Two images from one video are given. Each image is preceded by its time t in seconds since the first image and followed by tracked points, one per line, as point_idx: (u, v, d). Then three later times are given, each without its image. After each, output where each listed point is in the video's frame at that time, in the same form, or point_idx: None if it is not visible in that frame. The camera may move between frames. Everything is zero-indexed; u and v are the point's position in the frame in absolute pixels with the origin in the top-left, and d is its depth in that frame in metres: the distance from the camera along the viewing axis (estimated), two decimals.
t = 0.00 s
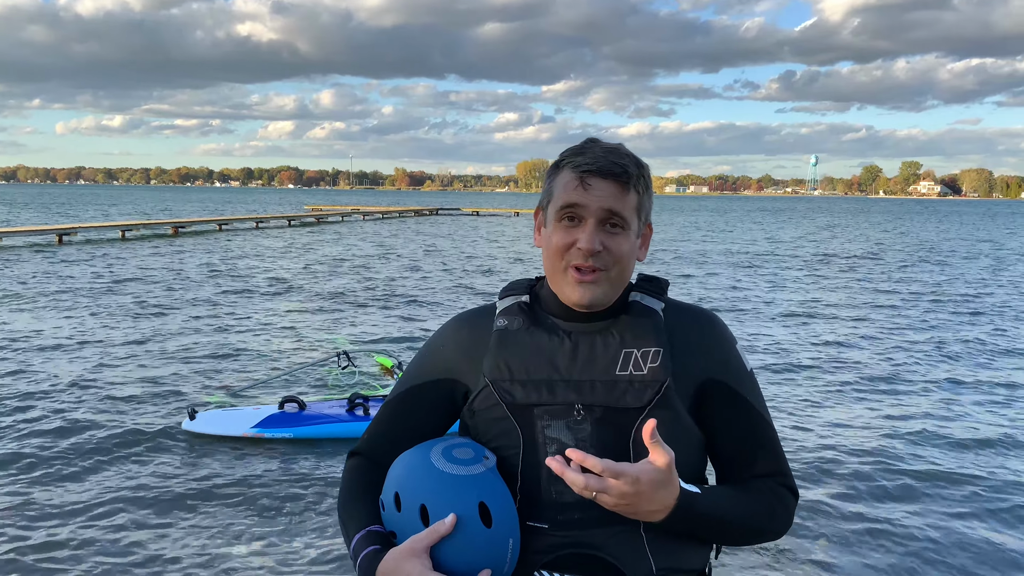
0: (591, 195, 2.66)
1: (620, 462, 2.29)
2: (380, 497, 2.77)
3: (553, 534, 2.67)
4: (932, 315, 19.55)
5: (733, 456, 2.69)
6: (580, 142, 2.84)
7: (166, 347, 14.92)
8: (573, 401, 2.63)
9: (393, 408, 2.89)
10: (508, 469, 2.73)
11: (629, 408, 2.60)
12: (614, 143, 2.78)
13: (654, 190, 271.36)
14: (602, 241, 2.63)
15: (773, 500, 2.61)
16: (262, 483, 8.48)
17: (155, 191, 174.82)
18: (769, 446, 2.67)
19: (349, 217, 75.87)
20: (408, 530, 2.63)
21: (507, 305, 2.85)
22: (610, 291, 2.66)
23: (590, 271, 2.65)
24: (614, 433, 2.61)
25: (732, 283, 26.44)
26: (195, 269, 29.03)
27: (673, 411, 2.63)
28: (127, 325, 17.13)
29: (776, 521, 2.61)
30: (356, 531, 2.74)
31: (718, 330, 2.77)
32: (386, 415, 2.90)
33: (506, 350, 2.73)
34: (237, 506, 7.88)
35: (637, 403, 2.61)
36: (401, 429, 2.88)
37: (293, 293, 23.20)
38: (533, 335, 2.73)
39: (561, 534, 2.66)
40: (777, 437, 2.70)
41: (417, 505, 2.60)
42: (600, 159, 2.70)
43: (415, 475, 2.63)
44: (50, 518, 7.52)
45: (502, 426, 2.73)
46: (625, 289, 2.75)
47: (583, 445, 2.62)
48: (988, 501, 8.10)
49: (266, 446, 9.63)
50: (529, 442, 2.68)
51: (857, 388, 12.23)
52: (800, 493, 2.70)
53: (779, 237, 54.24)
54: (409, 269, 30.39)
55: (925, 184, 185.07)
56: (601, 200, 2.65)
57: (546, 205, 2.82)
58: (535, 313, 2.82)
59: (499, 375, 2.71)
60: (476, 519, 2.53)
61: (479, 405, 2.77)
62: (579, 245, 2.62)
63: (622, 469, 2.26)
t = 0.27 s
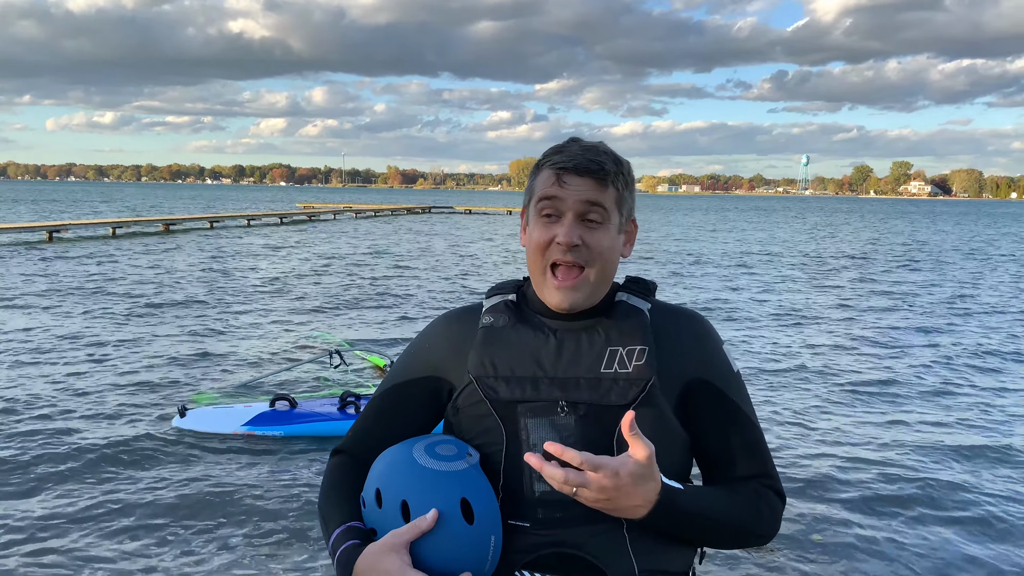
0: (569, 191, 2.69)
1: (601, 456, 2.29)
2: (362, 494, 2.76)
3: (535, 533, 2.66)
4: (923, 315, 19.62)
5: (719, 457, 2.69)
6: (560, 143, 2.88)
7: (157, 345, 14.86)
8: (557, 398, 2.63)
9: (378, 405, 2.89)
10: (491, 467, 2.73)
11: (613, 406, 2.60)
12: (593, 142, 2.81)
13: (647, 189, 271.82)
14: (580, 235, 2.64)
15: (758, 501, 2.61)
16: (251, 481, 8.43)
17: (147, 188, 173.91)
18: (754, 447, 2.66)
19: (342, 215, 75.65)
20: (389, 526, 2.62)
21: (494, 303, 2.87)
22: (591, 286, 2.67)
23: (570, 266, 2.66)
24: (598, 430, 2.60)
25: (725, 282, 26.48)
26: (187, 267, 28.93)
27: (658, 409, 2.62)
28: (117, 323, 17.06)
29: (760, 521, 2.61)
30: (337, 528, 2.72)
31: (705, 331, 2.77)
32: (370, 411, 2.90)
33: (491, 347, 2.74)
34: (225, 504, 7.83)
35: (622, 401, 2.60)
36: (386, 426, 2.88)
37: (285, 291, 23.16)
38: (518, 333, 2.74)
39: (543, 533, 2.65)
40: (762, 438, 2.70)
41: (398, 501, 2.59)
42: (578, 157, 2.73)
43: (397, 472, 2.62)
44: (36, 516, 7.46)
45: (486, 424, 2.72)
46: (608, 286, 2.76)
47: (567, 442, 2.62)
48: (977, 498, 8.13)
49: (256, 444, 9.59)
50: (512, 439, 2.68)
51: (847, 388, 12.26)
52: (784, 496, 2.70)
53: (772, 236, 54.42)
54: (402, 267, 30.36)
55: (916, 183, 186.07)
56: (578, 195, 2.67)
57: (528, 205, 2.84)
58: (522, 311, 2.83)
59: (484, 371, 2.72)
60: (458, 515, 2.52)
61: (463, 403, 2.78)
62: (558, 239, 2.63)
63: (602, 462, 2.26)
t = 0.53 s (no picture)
0: (545, 193, 2.68)
1: (578, 456, 2.29)
2: (340, 499, 2.75)
3: (515, 539, 2.65)
4: (914, 317, 19.72)
5: (703, 460, 2.70)
6: (536, 142, 2.86)
7: (148, 344, 14.80)
8: (537, 401, 2.63)
9: (359, 409, 2.89)
10: (471, 471, 2.72)
11: (595, 409, 2.60)
12: (569, 141, 2.79)
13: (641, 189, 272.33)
14: (559, 237, 2.64)
15: (741, 505, 2.61)
16: (241, 482, 8.40)
17: (140, 185, 173.09)
18: (738, 451, 2.67)
19: (335, 213, 75.43)
20: (367, 531, 2.61)
21: (476, 305, 2.87)
22: (571, 287, 2.67)
23: (549, 268, 2.66)
24: (578, 434, 2.60)
25: (718, 283, 26.56)
26: (179, 265, 28.83)
27: (640, 412, 2.62)
28: (108, 321, 16.98)
29: (744, 526, 2.60)
30: (314, 532, 2.71)
31: (690, 334, 2.78)
32: (351, 415, 2.90)
33: (472, 349, 2.73)
34: (215, 503, 7.80)
35: (603, 404, 2.60)
36: (366, 430, 2.89)
37: (278, 290, 23.10)
38: (499, 334, 2.74)
39: (522, 538, 2.64)
40: (746, 442, 2.71)
41: (376, 505, 2.59)
42: (554, 158, 2.71)
43: (376, 475, 2.62)
44: (23, 515, 7.41)
45: (466, 426, 2.72)
46: (588, 286, 2.76)
47: (548, 446, 2.61)
48: (964, 502, 8.18)
49: (246, 444, 9.55)
50: (492, 443, 2.68)
51: (838, 390, 12.31)
52: (767, 501, 2.71)
53: (766, 237, 54.51)
54: (396, 267, 30.31)
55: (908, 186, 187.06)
56: (555, 197, 2.66)
57: (506, 207, 2.84)
58: (504, 313, 2.83)
59: (464, 374, 2.72)
60: (435, 520, 2.52)
61: (444, 406, 2.77)
62: (537, 242, 2.63)
63: (578, 462, 2.26)
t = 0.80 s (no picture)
0: (530, 197, 2.70)
1: (566, 460, 2.31)
2: (327, 502, 2.76)
3: (502, 541, 2.66)
4: (909, 319, 19.81)
5: (691, 461, 2.73)
6: (520, 143, 2.88)
7: (143, 343, 14.78)
8: (526, 403, 2.65)
9: (346, 411, 2.91)
10: (460, 473, 2.74)
11: (583, 411, 2.62)
12: (553, 142, 2.80)
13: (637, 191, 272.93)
14: (545, 240, 2.66)
15: (729, 506, 2.64)
16: (235, 479, 8.41)
17: (135, 185, 172.67)
18: (726, 452, 2.71)
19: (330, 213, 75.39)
20: (355, 534, 2.62)
21: (463, 307, 2.89)
22: (558, 290, 2.69)
23: (536, 271, 2.69)
24: (567, 436, 2.62)
25: (711, 284, 26.67)
26: (175, 265, 28.77)
27: (628, 414, 2.65)
28: (103, 320, 16.94)
29: (733, 526, 2.63)
30: (301, 536, 2.71)
31: (677, 335, 2.81)
32: (338, 417, 2.92)
33: (460, 351, 2.75)
34: (209, 501, 7.80)
35: (591, 406, 2.62)
36: (353, 431, 2.90)
37: (274, 290, 23.07)
38: (487, 336, 2.75)
39: (510, 540, 2.65)
40: (733, 443, 2.75)
41: (365, 509, 2.60)
42: (537, 160, 2.73)
43: (364, 478, 2.63)
44: (15, 513, 7.39)
45: (454, 429, 2.74)
46: (576, 288, 2.78)
47: (537, 448, 2.63)
48: (955, 500, 8.25)
49: (240, 441, 9.56)
50: (480, 445, 2.70)
51: (830, 390, 12.39)
52: (754, 501, 2.74)
53: (761, 240, 54.66)
54: (392, 267, 30.30)
55: (902, 188, 187.70)
56: (540, 200, 2.68)
57: (491, 210, 2.86)
58: (491, 315, 2.85)
59: (452, 376, 2.73)
60: (425, 523, 2.54)
61: (432, 407, 2.79)
62: (523, 246, 2.66)
63: (567, 466, 2.28)
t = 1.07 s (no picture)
0: (524, 197, 2.70)
1: (565, 460, 2.31)
2: (322, 504, 2.76)
3: (499, 543, 2.67)
4: (908, 322, 19.85)
5: (684, 463, 2.74)
6: (512, 144, 2.88)
7: (143, 343, 14.77)
8: (522, 404, 2.65)
9: (340, 412, 2.90)
10: (456, 475, 2.74)
11: (579, 413, 2.63)
12: (545, 142, 2.82)
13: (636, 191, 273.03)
14: (541, 241, 2.67)
15: (724, 507, 2.66)
16: (234, 478, 8.41)
17: (134, 184, 172.35)
18: (720, 452, 2.73)
19: (328, 214, 75.30)
20: (351, 535, 2.62)
21: (458, 307, 2.89)
22: (553, 291, 2.71)
23: (532, 272, 2.69)
24: (562, 438, 2.63)
25: (711, 286, 26.71)
26: (174, 264, 28.75)
27: (624, 414, 2.66)
28: (102, 320, 16.93)
29: (728, 527, 2.64)
30: (295, 538, 2.70)
31: (671, 337, 2.84)
32: (332, 419, 2.91)
33: (455, 351, 2.76)
34: (209, 500, 7.81)
35: (586, 407, 2.64)
36: (347, 434, 2.90)
37: (273, 290, 23.07)
38: (482, 337, 2.76)
39: (506, 541, 2.66)
40: (727, 444, 2.77)
41: (362, 510, 2.60)
42: (530, 161, 2.74)
43: (361, 480, 2.63)
44: (14, 511, 7.39)
45: (450, 429, 2.75)
46: (570, 288, 2.79)
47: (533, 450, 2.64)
48: (951, 505, 8.28)
49: (239, 441, 9.56)
50: (476, 446, 2.71)
51: (830, 393, 12.41)
52: (749, 502, 2.76)
53: (760, 241, 54.69)
54: (391, 267, 30.31)
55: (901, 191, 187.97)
56: (535, 200, 2.69)
57: (484, 211, 2.86)
58: (486, 316, 2.86)
59: (448, 377, 2.73)
60: (423, 524, 2.54)
61: (428, 409, 2.80)
62: (519, 247, 2.66)
63: (567, 466, 2.29)
